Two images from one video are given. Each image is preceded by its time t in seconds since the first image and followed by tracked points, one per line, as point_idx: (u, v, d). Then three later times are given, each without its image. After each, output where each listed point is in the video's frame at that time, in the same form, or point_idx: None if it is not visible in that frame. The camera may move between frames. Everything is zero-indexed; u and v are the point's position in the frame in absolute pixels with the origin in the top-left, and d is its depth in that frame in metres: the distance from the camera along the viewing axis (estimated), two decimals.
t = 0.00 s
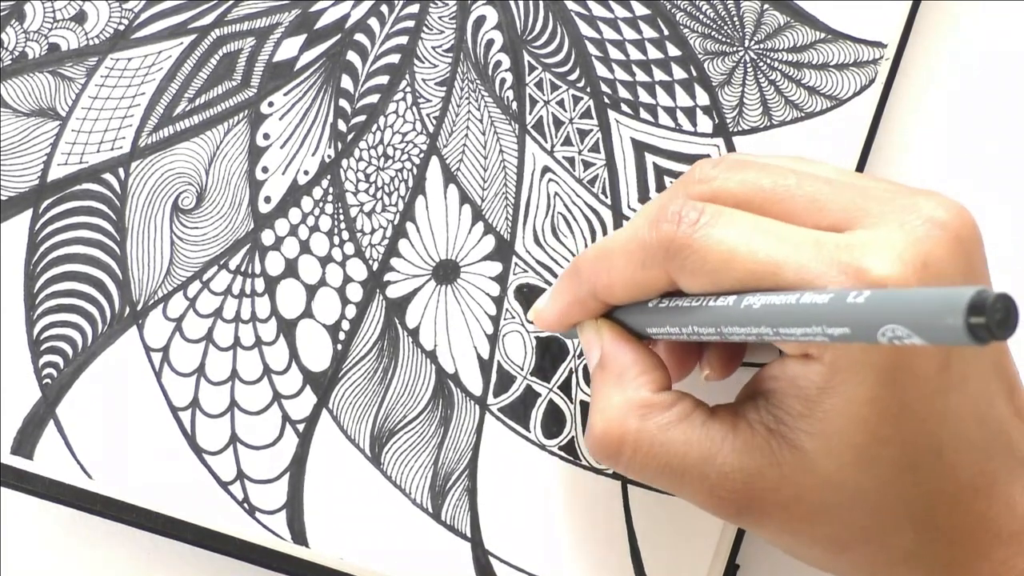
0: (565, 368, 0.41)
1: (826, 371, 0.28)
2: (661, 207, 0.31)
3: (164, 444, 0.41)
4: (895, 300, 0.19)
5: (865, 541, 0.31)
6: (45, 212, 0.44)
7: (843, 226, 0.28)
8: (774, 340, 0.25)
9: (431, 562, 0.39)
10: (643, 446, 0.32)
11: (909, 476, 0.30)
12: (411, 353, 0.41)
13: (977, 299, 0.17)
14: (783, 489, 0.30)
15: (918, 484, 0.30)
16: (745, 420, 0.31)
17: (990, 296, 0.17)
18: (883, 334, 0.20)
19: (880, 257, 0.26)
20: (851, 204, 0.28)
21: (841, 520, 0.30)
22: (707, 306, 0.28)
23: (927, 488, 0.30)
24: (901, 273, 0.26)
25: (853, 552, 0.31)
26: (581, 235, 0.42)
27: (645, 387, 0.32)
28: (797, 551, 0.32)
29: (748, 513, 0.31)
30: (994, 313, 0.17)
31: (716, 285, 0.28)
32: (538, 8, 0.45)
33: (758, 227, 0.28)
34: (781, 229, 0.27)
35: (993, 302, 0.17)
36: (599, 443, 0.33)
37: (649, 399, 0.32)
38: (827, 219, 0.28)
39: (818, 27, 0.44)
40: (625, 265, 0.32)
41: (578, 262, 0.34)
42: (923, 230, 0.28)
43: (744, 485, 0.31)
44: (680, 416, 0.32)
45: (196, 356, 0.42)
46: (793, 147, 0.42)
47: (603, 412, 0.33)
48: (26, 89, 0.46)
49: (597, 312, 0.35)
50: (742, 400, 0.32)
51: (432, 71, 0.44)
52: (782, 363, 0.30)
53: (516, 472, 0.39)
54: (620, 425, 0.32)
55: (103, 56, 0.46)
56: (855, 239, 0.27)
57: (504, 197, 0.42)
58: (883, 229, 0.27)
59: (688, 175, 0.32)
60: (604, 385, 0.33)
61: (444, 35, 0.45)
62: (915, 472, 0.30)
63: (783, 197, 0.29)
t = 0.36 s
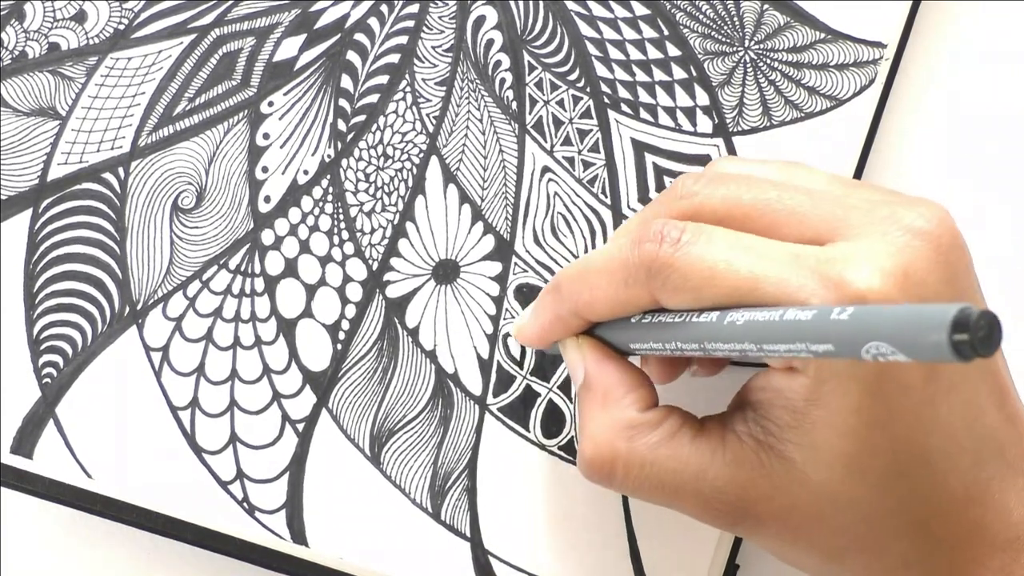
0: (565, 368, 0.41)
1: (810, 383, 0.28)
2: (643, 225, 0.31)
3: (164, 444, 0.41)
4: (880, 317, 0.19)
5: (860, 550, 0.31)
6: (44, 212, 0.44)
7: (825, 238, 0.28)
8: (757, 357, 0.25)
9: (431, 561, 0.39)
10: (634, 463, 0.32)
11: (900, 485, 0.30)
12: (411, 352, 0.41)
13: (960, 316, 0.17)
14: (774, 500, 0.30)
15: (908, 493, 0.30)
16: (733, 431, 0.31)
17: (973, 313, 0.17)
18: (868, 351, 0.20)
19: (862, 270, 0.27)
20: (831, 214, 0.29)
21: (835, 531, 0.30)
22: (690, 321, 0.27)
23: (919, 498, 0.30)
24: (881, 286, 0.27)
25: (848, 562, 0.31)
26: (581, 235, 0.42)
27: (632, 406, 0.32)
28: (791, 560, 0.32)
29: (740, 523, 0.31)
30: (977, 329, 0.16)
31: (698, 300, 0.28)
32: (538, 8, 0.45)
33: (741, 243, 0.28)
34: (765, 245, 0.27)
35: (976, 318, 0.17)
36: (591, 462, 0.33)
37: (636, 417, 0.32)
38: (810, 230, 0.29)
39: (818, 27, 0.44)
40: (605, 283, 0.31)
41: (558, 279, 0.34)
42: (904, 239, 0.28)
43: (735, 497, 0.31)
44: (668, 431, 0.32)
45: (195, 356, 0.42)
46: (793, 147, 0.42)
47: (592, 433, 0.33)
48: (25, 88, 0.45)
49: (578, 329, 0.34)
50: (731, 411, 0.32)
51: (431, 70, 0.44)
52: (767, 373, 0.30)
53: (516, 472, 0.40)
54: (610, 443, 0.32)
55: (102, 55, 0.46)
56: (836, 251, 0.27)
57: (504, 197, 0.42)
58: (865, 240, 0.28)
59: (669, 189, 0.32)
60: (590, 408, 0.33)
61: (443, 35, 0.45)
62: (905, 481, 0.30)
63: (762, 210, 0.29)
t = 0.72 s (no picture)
0: (564, 369, 0.41)
1: (811, 383, 0.28)
2: (645, 221, 0.31)
3: (165, 445, 0.41)
4: (883, 315, 0.19)
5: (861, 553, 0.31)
6: (44, 212, 0.44)
7: (823, 238, 0.28)
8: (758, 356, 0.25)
9: (431, 561, 0.39)
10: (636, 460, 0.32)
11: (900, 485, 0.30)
12: (411, 352, 0.41)
13: (965, 315, 0.17)
14: (775, 505, 0.30)
15: (908, 495, 0.30)
16: (733, 432, 0.31)
17: (978, 312, 0.17)
18: (870, 350, 0.20)
19: (862, 269, 0.27)
20: (830, 214, 0.29)
21: (835, 532, 0.30)
22: (690, 321, 0.28)
23: (918, 499, 0.30)
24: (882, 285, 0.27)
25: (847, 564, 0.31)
26: (581, 235, 0.42)
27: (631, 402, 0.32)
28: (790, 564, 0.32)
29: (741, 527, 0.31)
30: (982, 329, 0.17)
31: (700, 299, 0.28)
32: (538, 8, 0.45)
33: (742, 241, 0.28)
34: (766, 243, 0.28)
35: (980, 319, 0.17)
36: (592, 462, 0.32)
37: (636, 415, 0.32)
38: (809, 229, 0.29)
39: (818, 27, 0.44)
40: (607, 279, 0.31)
41: (560, 275, 0.34)
42: (905, 239, 0.28)
43: (736, 500, 0.31)
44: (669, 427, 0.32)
45: (196, 356, 0.42)
46: (793, 146, 0.42)
47: (594, 429, 0.33)
48: (25, 88, 0.45)
49: (576, 326, 0.34)
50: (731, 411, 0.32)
51: (431, 70, 0.44)
52: (769, 374, 0.30)
53: (516, 472, 0.40)
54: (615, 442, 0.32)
55: (103, 55, 0.46)
56: (837, 250, 0.27)
57: (504, 197, 0.42)
58: (864, 239, 0.28)
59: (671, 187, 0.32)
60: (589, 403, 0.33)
61: (443, 35, 0.45)
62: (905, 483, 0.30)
63: (763, 209, 0.29)
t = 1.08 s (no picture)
0: (565, 369, 0.41)
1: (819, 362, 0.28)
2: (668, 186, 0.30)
3: (165, 445, 0.41)
4: (896, 314, 0.19)
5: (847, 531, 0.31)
6: (44, 212, 0.44)
7: (844, 219, 0.28)
8: (764, 332, 0.25)
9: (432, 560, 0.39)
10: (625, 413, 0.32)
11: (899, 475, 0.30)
12: (411, 352, 0.41)
13: (981, 330, 0.17)
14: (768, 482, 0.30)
15: (906, 487, 0.30)
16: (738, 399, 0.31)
17: (994, 327, 0.17)
18: (879, 348, 0.20)
19: (880, 256, 0.27)
20: (851, 199, 0.29)
21: (827, 512, 0.30)
22: (698, 288, 0.27)
23: (915, 492, 0.30)
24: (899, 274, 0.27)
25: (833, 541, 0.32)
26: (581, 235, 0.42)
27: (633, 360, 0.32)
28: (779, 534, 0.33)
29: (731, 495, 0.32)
30: (997, 345, 0.17)
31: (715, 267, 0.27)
32: (538, 8, 0.44)
33: (764, 214, 0.27)
34: (787, 218, 0.27)
35: (997, 335, 0.17)
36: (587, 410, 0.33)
37: (636, 374, 0.31)
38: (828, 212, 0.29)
39: (818, 27, 0.43)
40: (622, 239, 0.31)
41: (574, 221, 0.33)
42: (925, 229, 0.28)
43: (728, 474, 0.31)
44: (668, 388, 0.31)
45: (196, 356, 0.42)
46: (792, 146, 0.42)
47: (591, 381, 0.32)
48: (25, 88, 0.45)
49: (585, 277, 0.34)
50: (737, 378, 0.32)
51: (431, 70, 0.44)
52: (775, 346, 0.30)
53: (516, 472, 0.40)
54: (605, 393, 0.32)
55: (103, 55, 0.45)
56: (857, 234, 0.27)
57: (504, 197, 0.42)
58: (887, 222, 0.28)
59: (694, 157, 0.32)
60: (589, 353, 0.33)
61: (443, 35, 0.44)
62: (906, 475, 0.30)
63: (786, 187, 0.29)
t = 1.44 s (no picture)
0: (559, 367, 0.41)
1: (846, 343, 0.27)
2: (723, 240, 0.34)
3: (160, 442, 0.41)
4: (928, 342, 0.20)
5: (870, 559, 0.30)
6: (39, 208, 0.44)
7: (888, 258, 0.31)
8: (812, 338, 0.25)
9: (426, 557, 0.39)
10: (681, 448, 0.32)
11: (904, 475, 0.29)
12: (405, 350, 0.41)
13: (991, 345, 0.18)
14: (786, 498, 0.31)
15: (917, 490, 0.29)
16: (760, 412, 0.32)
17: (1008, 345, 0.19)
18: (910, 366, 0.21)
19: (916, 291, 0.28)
20: (890, 245, 0.31)
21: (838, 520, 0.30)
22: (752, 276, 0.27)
23: (929, 499, 0.29)
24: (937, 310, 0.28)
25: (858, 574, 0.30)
26: (576, 233, 0.42)
27: (722, 402, 0.31)
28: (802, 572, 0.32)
29: (753, 523, 0.32)
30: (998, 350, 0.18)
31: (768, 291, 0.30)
32: (534, 6, 0.44)
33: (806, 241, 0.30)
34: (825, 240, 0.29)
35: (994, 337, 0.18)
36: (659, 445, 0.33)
37: (723, 414, 0.31)
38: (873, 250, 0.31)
39: (814, 27, 0.43)
40: (695, 273, 0.33)
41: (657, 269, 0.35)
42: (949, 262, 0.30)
43: (749, 490, 0.31)
44: (713, 423, 0.31)
45: (190, 352, 0.42)
46: (787, 145, 0.42)
47: (667, 413, 0.32)
48: (21, 84, 0.45)
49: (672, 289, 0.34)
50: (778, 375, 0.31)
51: (427, 68, 0.44)
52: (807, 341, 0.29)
53: (510, 470, 0.40)
54: (669, 429, 0.32)
55: (98, 51, 0.45)
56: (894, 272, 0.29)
57: (499, 194, 0.42)
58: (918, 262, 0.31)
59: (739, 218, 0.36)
60: (685, 383, 0.33)
61: (440, 33, 0.44)
62: (912, 473, 0.29)
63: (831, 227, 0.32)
